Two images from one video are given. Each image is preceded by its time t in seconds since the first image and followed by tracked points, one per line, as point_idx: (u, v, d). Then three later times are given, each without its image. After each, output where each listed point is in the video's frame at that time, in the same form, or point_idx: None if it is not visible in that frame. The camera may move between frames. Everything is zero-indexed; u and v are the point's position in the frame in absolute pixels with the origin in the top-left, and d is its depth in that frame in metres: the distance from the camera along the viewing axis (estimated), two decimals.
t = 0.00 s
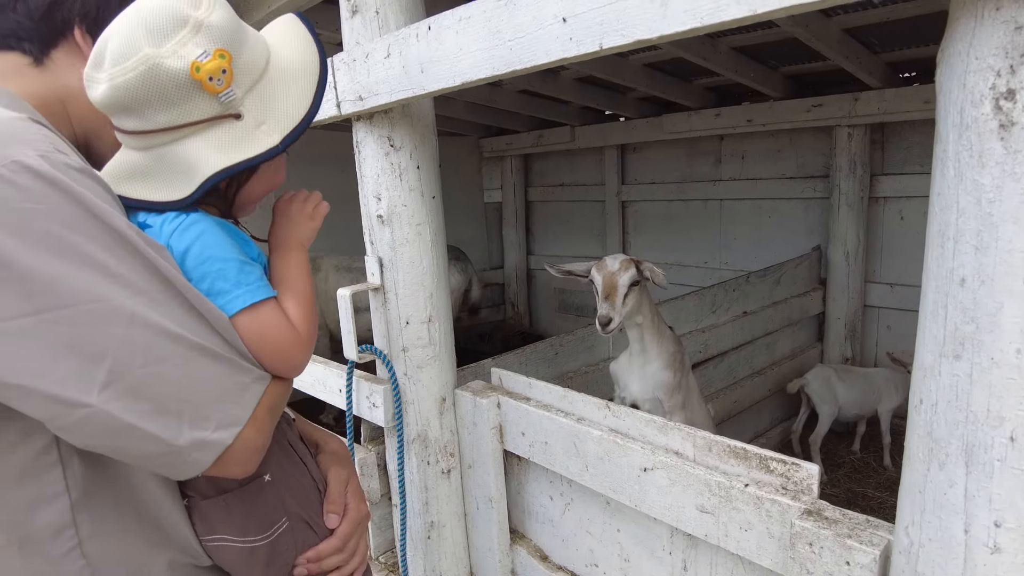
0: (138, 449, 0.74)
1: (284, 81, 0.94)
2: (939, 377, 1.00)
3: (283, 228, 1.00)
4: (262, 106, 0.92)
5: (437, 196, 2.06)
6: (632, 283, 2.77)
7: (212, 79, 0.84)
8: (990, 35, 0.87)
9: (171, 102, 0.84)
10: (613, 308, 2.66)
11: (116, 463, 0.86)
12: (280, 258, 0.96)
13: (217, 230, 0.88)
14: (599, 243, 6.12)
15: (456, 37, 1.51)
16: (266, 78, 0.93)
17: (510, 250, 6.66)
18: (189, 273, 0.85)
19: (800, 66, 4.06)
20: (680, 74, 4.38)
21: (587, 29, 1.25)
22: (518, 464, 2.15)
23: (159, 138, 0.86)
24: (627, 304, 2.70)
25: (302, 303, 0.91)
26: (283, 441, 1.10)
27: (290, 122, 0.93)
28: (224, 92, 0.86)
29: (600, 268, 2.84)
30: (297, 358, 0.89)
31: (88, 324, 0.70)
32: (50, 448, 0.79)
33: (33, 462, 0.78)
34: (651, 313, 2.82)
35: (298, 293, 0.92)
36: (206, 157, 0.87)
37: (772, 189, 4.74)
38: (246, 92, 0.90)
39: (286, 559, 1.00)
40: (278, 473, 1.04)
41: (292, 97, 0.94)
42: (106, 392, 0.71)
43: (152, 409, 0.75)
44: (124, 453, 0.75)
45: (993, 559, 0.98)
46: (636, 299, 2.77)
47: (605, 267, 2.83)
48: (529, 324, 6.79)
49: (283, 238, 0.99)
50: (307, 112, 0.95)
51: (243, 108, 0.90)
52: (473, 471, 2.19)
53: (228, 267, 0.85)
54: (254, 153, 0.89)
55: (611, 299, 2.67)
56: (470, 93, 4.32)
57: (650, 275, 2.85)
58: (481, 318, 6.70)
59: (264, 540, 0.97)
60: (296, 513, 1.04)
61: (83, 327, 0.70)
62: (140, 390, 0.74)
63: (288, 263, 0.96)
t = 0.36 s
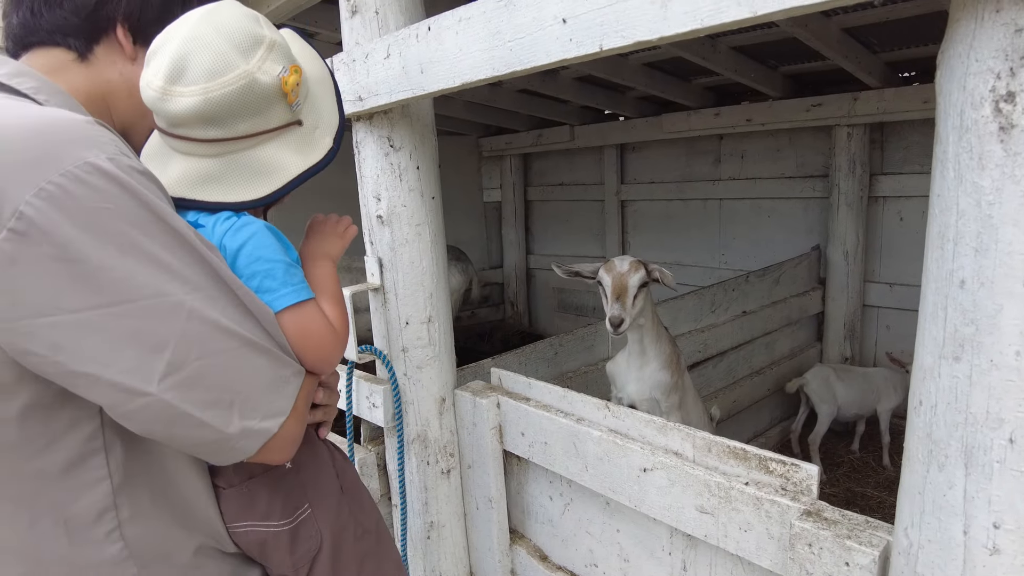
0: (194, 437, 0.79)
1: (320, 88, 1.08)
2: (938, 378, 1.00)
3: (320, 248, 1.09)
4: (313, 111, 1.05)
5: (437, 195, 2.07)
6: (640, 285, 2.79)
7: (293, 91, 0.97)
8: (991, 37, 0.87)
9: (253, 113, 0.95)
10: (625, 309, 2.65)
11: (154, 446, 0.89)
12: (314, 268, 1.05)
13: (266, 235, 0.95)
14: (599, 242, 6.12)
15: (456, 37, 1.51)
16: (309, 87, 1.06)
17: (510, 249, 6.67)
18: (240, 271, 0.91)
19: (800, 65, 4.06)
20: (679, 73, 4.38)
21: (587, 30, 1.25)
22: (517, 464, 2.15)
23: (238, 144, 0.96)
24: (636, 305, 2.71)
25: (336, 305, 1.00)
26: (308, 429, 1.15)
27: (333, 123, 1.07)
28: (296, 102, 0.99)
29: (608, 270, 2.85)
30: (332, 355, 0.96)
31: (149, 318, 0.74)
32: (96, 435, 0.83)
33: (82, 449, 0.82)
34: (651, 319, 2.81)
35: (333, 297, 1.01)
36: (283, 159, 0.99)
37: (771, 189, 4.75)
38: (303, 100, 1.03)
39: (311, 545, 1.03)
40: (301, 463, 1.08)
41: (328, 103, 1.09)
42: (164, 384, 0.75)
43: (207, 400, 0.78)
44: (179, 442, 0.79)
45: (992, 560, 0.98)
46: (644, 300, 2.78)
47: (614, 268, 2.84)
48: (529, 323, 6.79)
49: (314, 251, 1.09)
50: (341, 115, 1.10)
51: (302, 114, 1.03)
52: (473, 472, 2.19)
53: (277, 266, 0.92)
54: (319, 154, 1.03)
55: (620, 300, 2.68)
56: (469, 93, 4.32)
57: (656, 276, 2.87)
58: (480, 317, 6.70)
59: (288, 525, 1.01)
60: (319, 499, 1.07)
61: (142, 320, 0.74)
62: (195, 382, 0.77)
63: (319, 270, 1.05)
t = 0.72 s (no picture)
0: (219, 418, 0.81)
1: (344, 84, 1.09)
2: (937, 378, 1.01)
3: (361, 251, 1.05)
4: (343, 104, 1.06)
5: (439, 196, 2.07)
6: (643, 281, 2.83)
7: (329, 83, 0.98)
8: (989, 39, 0.87)
9: (295, 106, 0.95)
10: (633, 305, 2.68)
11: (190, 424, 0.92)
12: (351, 267, 1.02)
13: (305, 227, 0.96)
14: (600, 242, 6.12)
15: (457, 39, 1.52)
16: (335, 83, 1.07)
17: (512, 249, 6.68)
18: (277, 260, 0.93)
19: (801, 65, 4.06)
20: (681, 73, 4.39)
21: (587, 32, 1.26)
22: (519, 464, 2.16)
23: (282, 138, 0.97)
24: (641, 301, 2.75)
25: (371, 298, 0.98)
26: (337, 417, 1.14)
27: (358, 116, 1.08)
28: (332, 95, 1.00)
29: (611, 267, 2.86)
30: (366, 345, 0.94)
31: (183, 297, 0.77)
32: (134, 412, 0.85)
33: (121, 424, 0.85)
34: (648, 316, 2.84)
35: (368, 294, 0.99)
36: (326, 151, 1.00)
37: (772, 189, 4.75)
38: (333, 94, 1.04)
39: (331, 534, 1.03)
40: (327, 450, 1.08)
41: (351, 96, 1.09)
42: (194, 362, 0.77)
43: (235, 382, 0.80)
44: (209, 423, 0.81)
45: (990, 558, 0.98)
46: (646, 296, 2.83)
47: (617, 265, 2.86)
48: (530, 323, 6.79)
49: (350, 257, 1.05)
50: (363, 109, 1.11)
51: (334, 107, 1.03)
52: (475, 471, 2.20)
53: (312, 259, 0.92)
54: (355, 146, 1.03)
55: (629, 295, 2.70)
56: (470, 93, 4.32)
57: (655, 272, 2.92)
58: (482, 317, 6.72)
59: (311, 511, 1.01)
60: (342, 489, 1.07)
61: (174, 300, 0.77)
62: (225, 362, 0.79)
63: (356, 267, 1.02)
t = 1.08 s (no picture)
0: (250, 401, 0.81)
1: (380, 83, 1.07)
2: (936, 371, 1.02)
3: (397, 258, 1.08)
4: (371, 102, 1.04)
5: (440, 193, 2.09)
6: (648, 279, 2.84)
7: (339, 77, 0.97)
8: (988, 33, 0.88)
9: (301, 98, 0.97)
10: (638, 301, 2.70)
11: (221, 408, 0.94)
12: (386, 269, 1.05)
13: (337, 219, 0.98)
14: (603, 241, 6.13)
15: (460, 35, 1.54)
16: (370, 82, 1.06)
17: (514, 248, 6.68)
18: (309, 248, 0.95)
19: (803, 64, 4.06)
20: (683, 72, 4.39)
21: (589, 28, 1.27)
22: (521, 460, 2.17)
23: (288, 129, 0.99)
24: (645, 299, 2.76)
25: (403, 298, 1.01)
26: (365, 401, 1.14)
27: (390, 113, 1.05)
28: (345, 89, 0.98)
29: (616, 263, 2.87)
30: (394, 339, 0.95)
31: (215, 282, 0.78)
32: (167, 397, 0.87)
33: (155, 408, 0.86)
34: (652, 313, 2.84)
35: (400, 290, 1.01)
36: (330, 143, 0.99)
37: (774, 188, 4.75)
38: (358, 91, 1.03)
39: (355, 521, 1.04)
40: (355, 435, 1.08)
41: (388, 96, 1.07)
42: (227, 346, 0.78)
43: (264, 367, 0.81)
44: (240, 409, 0.82)
45: (989, 549, 0.99)
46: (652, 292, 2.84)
47: (622, 262, 2.87)
48: (533, 322, 6.80)
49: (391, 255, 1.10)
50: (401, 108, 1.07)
51: (355, 104, 1.02)
52: (477, 466, 2.21)
53: (343, 249, 0.94)
54: (368, 141, 1.01)
55: (635, 291, 2.71)
56: (472, 92, 4.32)
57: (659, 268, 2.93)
58: (484, 316, 6.73)
59: (336, 499, 1.02)
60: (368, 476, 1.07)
61: (207, 285, 0.78)
62: (255, 346, 0.80)
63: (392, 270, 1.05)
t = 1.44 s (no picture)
0: (284, 394, 0.82)
1: (396, 85, 1.08)
2: (933, 364, 1.03)
3: (411, 266, 1.15)
4: (380, 104, 1.06)
5: (441, 190, 2.09)
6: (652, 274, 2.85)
7: (341, 79, 0.99)
8: (984, 27, 0.89)
9: (306, 99, 1.01)
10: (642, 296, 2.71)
11: (244, 396, 0.93)
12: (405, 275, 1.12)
13: (363, 222, 1.05)
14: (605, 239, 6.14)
15: (460, 33, 1.55)
16: (384, 84, 1.08)
17: (517, 246, 6.69)
18: (337, 246, 1.01)
19: (804, 62, 4.06)
20: (686, 71, 4.40)
21: (588, 24, 1.28)
22: (522, 456, 2.18)
23: (294, 129, 1.04)
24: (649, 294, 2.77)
25: (419, 300, 1.08)
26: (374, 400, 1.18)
27: (402, 118, 1.06)
28: (348, 92, 1.01)
29: (620, 258, 2.88)
30: (410, 338, 1.00)
31: (253, 276, 0.79)
32: (192, 387, 0.86)
33: (180, 399, 0.85)
34: (656, 311, 2.84)
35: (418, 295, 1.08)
36: (333, 143, 1.03)
37: (776, 186, 4.75)
38: (367, 93, 1.05)
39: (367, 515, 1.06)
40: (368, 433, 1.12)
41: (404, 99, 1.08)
42: (264, 338, 0.79)
43: (299, 360, 0.82)
44: (273, 400, 0.83)
45: (984, 542, 0.99)
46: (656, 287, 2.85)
47: (626, 257, 2.88)
48: (534, 321, 6.79)
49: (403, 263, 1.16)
50: (416, 112, 1.08)
51: (363, 106, 1.04)
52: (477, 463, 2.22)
53: (369, 249, 1.01)
54: (370, 142, 1.03)
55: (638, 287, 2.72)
56: (473, 90, 4.32)
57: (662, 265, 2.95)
58: (487, 314, 6.75)
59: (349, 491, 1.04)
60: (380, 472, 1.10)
61: (244, 279, 0.79)
62: (290, 339, 0.81)
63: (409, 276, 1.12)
